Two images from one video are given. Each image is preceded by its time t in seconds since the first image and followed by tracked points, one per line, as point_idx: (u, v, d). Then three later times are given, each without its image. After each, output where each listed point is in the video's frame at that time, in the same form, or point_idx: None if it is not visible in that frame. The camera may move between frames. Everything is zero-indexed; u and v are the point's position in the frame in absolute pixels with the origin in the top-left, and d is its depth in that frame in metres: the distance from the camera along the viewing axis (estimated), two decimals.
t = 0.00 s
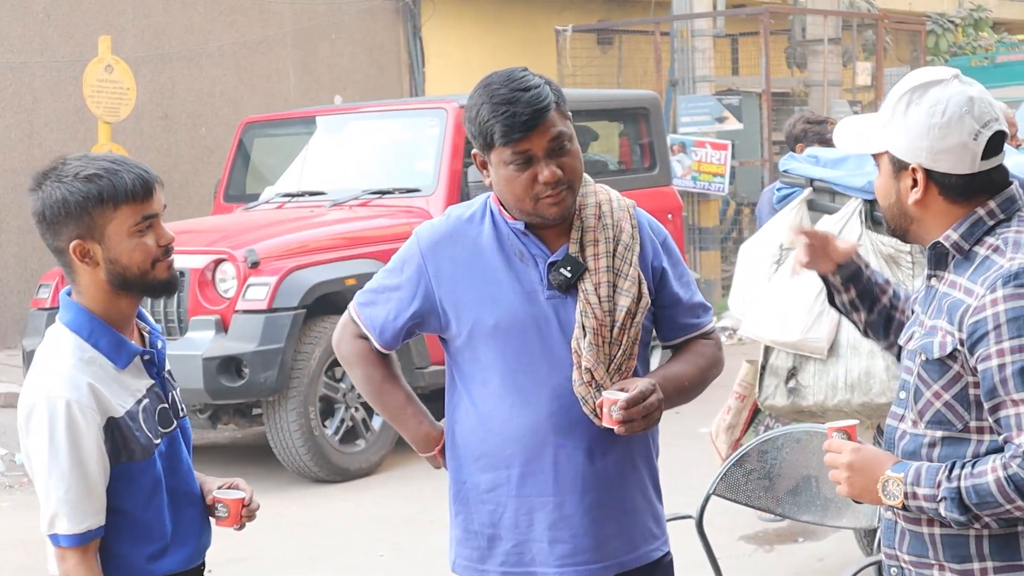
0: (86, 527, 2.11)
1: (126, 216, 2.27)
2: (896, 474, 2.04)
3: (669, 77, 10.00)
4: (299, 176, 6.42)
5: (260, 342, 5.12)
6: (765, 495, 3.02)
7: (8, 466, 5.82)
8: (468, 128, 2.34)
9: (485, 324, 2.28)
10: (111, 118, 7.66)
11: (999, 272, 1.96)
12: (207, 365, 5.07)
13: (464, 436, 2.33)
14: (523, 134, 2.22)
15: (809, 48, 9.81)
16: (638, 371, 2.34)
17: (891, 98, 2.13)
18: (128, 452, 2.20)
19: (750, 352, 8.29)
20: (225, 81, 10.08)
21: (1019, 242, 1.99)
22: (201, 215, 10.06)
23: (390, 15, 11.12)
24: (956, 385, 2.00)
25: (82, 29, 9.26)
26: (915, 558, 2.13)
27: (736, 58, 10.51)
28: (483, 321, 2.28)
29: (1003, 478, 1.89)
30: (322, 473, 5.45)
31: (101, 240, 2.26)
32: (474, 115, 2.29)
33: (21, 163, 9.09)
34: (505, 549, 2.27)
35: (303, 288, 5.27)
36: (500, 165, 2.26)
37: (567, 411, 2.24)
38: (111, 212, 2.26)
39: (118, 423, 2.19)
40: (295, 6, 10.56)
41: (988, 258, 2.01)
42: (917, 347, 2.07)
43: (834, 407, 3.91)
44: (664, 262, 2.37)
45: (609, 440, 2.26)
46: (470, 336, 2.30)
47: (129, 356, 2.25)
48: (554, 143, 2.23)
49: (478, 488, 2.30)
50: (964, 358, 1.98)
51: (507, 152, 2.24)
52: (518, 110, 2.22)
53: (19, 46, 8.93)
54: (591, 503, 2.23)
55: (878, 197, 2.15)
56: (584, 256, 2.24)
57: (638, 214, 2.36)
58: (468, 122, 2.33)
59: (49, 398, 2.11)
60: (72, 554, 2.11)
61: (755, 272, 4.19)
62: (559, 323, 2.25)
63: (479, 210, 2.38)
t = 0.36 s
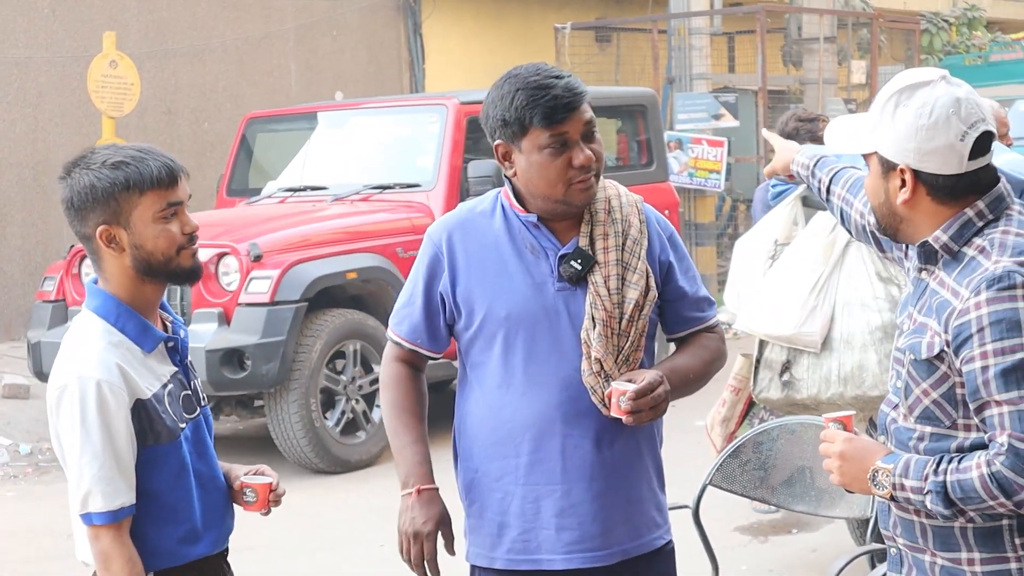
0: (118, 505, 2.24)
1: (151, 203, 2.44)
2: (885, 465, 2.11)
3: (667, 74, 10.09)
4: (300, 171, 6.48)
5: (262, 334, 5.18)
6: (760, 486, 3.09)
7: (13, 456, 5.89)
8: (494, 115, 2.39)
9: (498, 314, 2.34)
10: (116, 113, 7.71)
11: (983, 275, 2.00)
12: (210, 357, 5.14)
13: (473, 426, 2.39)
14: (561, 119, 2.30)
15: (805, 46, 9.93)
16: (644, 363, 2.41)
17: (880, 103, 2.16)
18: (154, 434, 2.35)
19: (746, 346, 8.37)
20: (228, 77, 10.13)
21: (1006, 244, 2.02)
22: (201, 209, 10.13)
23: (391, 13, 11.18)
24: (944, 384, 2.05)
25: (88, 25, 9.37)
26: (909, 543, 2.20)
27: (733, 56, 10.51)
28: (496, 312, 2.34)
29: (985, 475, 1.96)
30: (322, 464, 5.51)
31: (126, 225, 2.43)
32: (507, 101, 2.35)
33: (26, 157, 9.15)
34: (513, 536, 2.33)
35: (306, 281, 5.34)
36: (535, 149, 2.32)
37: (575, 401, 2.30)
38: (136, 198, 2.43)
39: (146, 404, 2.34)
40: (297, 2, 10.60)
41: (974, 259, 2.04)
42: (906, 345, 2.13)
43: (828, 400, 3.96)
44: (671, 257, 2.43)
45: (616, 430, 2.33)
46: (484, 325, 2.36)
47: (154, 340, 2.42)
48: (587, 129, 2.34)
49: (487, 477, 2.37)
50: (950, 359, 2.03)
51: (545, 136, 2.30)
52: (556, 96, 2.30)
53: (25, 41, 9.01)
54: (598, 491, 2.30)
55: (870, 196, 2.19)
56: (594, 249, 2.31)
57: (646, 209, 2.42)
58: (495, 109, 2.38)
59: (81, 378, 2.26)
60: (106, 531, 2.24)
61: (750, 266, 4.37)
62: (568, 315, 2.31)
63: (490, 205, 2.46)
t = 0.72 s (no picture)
0: (158, 470, 2.24)
1: (191, 191, 2.45)
2: (863, 440, 2.18)
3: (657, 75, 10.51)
4: (315, 167, 6.80)
5: (282, 319, 5.53)
6: (747, 460, 3.16)
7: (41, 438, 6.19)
8: (512, 107, 2.55)
9: (506, 299, 2.51)
10: (143, 113, 8.02)
11: (954, 262, 2.09)
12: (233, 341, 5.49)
13: (482, 404, 2.57)
14: (580, 110, 2.48)
15: (787, 50, 10.27)
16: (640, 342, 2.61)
17: (877, 90, 2.21)
18: (193, 407, 2.35)
19: (732, 333, 8.72)
20: (246, 79, 10.59)
21: (974, 233, 2.12)
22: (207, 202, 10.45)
23: (398, 18, 11.69)
24: (916, 364, 2.13)
25: (112, 30, 9.79)
26: (882, 511, 2.25)
27: (718, 59, 10.86)
28: (505, 296, 2.51)
29: (958, 449, 2.03)
30: (338, 441, 5.85)
31: (169, 213, 2.44)
32: (528, 93, 2.51)
33: (55, 155, 9.56)
34: (524, 504, 2.52)
35: (321, 271, 5.68)
36: (553, 139, 2.48)
37: (579, 376, 2.49)
38: (177, 186, 2.44)
39: (185, 378, 2.34)
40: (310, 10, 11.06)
41: (945, 247, 2.14)
42: (879, 329, 2.20)
43: (808, 378, 4.30)
44: (665, 244, 2.64)
45: (617, 403, 2.52)
46: (494, 310, 2.53)
47: (196, 319, 2.41)
48: (598, 124, 2.52)
49: (498, 450, 2.55)
50: (923, 341, 2.11)
51: (564, 126, 2.47)
52: (575, 89, 2.49)
53: (55, 45, 9.45)
54: (601, 460, 2.49)
55: (849, 180, 2.26)
56: (594, 236, 2.51)
57: (641, 200, 2.64)
58: (514, 101, 2.54)
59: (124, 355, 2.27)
60: (147, 494, 2.25)
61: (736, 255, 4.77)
62: (571, 297, 2.49)
63: (495, 199, 2.64)
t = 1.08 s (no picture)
0: (171, 460, 2.25)
1: (203, 185, 2.45)
2: (869, 420, 2.19)
3: (660, 63, 10.54)
4: (320, 159, 6.81)
5: (287, 311, 5.54)
6: (752, 445, 3.17)
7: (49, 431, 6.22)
8: (516, 95, 2.56)
9: (509, 287, 2.52)
10: (147, 107, 8.02)
11: (959, 242, 2.10)
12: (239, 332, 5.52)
13: (487, 391, 2.59)
14: (584, 97, 2.49)
15: (789, 36, 10.32)
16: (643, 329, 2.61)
17: (878, 73, 2.21)
18: (206, 397, 2.36)
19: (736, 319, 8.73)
20: (250, 73, 10.62)
21: (978, 213, 2.13)
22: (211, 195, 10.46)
23: (401, 9, 11.72)
24: (921, 344, 2.15)
25: (117, 26, 9.82)
26: (886, 492, 2.26)
27: (721, 46, 10.84)
28: (508, 284, 2.53)
29: (965, 427, 2.03)
30: (344, 432, 5.87)
31: (181, 207, 2.45)
32: (532, 80, 2.52)
33: (59, 150, 9.59)
34: (529, 491, 2.53)
35: (327, 261, 5.69)
36: (557, 126, 2.49)
37: (582, 363, 2.50)
38: (189, 181, 2.45)
39: (198, 369, 2.35)
40: (314, 2, 11.07)
41: (949, 227, 2.15)
42: (884, 311, 2.21)
43: (810, 364, 4.31)
44: (668, 231, 2.65)
45: (621, 390, 2.53)
46: (498, 298, 2.54)
47: (207, 311, 2.42)
48: (602, 112, 2.53)
49: (503, 437, 2.57)
50: (928, 321, 2.12)
51: (568, 113, 2.48)
52: (580, 76, 2.49)
53: (60, 41, 9.47)
54: (605, 446, 2.51)
55: (853, 163, 2.26)
56: (597, 224, 2.51)
57: (645, 187, 2.65)
58: (518, 88, 2.55)
59: (138, 346, 2.28)
60: (159, 484, 2.26)
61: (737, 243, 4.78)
62: (574, 285, 2.51)
63: (500, 187, 2.65)
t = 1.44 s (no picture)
0: (143, 445, 2.25)
1: (178, 171, 2.42)
2: (845, 412, 2.20)
3: (636, 57, 10.59)
4: (293, 147, 6.79)
5: (258, 299, 5.53)
6: (722, 439, 3.18)
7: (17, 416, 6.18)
8: (490, 84, 2.56)
9: (481, 277, 2.53)
10: (121, 92, 7.97)
11: (945, 233, 2.11)
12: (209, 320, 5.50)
13: (458, 382, 2.60)
14: (558, 88, 2.49)
15: (763, 31, 10.33)
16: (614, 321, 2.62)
17: (861, 69, 2.24)
18: (177, 383, 2.35)
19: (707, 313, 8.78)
20: (225, 59, 10.55)
21: (966, 207, 2.13)
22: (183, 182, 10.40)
23: None
24: (902, 337, 2.16)
25: (91, 10, 9.74)
26: (857, 491, 2.28)
27: (695, 42, 10.84)
28: (480, 275, 2.53)
29: (938, 419, 2.04)
30: (314, 421, 5.87)
31: (155, 191, 2.42)
32: (507, 69, 2.52)
33: (30, 133, 9.51)
34: (498, 482, 2.55)
35: (300, 250, 5.69)
36: (530, 116, 2.49)
37: (553, 355, 2.51)
38: (165, 166, 2.42)
39: (171, 354, 2.34)
40: None
41: (937, 220, 2.15)
42: (867, 304, 2.23)
43: (777, 359, 4.35)
44: (639, 224, 2.66)
45: (591, 382, 2.55)
46: (470, 288, 2.55)
47: (179, 296, 2.41)
48: (576, 103, 2.53)
49: (473, 428, 2.58)
50: (909, 313, 2.14)
51: (541, 104, 2.48)
52: (554, 67, 2.50)
53: (34, 25, 9.41)
54: (575, 438, 2.53)
55: (844, 160, 2.27)
56: (570, 216, 2.53)
57: (616, 179, 2.65)
58: (493, 78, 2.55)
59: (111, 329, 2.26)
60: (131, 470, 2.25)
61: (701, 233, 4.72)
62: (545, 276, 2.52)
63: (472, 176, 2.65)
